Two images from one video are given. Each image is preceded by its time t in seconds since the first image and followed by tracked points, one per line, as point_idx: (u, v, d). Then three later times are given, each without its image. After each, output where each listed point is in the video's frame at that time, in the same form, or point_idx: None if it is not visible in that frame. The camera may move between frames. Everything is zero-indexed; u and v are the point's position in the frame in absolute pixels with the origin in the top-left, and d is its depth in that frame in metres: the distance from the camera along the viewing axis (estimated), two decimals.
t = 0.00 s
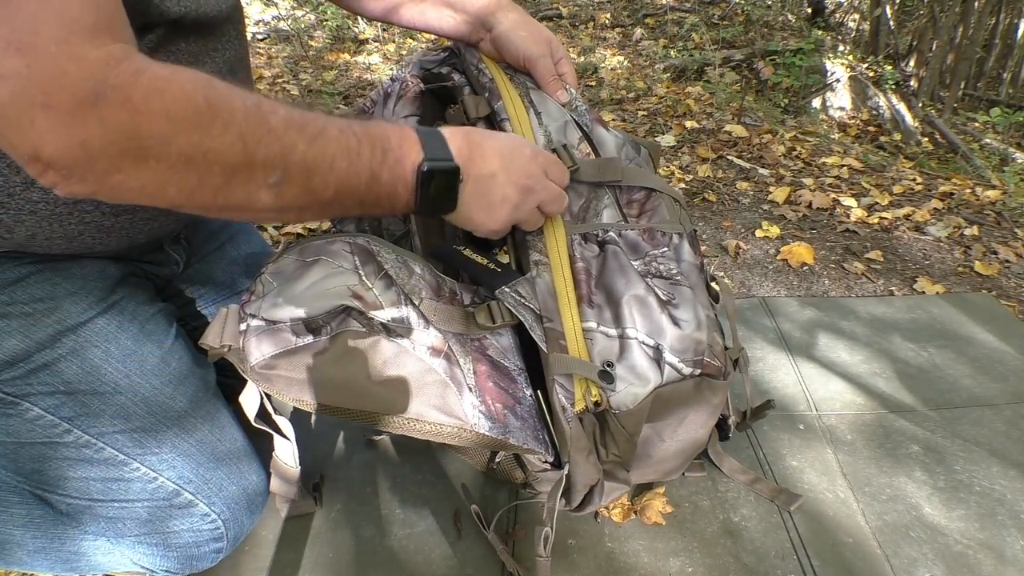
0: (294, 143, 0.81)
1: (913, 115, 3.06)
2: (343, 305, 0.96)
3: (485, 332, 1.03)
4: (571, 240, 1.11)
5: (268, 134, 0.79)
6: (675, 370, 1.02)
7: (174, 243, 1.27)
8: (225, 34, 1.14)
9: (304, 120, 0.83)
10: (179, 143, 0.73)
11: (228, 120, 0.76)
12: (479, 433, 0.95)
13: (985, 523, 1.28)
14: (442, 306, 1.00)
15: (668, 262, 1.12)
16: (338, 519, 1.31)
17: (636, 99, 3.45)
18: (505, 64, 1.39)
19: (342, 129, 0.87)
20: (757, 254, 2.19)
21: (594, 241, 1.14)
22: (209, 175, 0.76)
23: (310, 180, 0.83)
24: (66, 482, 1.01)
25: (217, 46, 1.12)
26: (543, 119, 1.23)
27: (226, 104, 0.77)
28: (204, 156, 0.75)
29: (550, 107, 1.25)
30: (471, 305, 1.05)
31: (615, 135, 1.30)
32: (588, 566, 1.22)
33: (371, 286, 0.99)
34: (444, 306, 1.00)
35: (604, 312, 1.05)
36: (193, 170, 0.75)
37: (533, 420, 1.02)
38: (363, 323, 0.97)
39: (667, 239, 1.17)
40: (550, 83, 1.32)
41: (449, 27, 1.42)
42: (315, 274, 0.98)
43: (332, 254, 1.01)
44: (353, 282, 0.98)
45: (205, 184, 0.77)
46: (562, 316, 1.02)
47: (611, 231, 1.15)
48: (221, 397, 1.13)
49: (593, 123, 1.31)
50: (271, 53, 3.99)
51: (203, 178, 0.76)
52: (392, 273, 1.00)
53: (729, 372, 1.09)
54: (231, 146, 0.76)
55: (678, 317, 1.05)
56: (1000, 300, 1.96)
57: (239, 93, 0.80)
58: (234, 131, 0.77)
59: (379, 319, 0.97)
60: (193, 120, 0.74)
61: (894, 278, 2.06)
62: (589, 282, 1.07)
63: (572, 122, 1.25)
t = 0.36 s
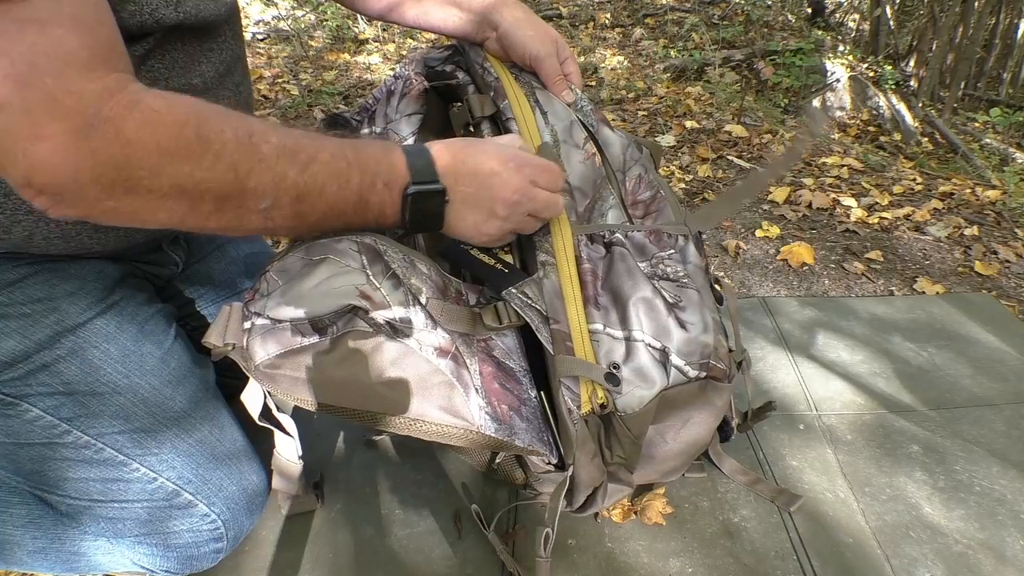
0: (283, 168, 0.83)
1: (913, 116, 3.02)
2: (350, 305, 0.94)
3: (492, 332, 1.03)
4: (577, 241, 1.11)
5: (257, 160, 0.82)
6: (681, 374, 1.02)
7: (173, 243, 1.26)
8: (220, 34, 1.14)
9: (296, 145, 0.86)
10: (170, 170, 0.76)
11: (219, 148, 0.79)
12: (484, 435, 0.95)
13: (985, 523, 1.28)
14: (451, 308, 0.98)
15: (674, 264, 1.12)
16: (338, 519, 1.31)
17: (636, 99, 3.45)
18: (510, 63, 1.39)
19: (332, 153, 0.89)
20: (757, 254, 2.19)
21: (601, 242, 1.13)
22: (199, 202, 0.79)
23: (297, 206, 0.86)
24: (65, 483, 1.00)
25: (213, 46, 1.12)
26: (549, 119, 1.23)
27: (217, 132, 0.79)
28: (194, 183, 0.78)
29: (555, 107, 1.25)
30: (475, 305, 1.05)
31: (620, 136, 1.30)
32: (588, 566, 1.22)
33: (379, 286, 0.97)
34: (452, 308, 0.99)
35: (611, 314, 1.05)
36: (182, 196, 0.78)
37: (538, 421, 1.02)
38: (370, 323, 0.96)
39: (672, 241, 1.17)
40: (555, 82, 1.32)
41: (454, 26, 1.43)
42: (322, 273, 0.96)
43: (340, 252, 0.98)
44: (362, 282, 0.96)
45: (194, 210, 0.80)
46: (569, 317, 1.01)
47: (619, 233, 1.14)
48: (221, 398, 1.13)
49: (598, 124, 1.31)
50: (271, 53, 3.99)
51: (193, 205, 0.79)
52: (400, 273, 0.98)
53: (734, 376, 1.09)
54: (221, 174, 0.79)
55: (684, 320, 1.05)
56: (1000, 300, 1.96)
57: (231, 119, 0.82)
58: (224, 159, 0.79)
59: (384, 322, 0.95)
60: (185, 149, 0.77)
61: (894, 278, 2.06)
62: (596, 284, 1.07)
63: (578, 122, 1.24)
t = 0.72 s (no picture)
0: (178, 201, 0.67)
1: (913, 115, 3.05)
2: (343, 308, 0.95)
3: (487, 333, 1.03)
4: (572, 241, 1.10)
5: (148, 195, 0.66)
6: (677, 373, 1.02)
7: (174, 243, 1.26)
8: (222, 34, 1.13)
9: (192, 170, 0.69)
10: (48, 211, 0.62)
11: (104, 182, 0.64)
12: (481, 436, 0.95)
13: (985, 523, 1.28)
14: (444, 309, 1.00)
15: (669, 263, 1.12)
16: (338, 519, 1.31)
17: (636, 99, 3.45)
18: (505, 61, 1.39)
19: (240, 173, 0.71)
20: (757, 254, 2.19)
21: (596, 242, 1.13)
22: (60, 251, 0.63)
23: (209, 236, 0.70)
24: (66, 483, 1.00)
25: (214, 47, 1.11)
26: (545, 119, 1.23)
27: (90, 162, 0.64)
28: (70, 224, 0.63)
29: (551, 107, 1.25)
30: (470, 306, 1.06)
31: (617, 136, 1.30)
32: (588, 565, 1.22)
33: (371, 289, 0.98)
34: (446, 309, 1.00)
35: (605, 314, 1.05)
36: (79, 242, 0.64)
37: (535, 421, 1.02)
38: (364, 325, 0.96)
39: (667, 240, 1.17)
40: (550, 81, 1.32)
41: (454, 23, 1.41)
42: (314, 278, 0.97)
43: (332, 258, 1.00)
44: (354, 285, 0.97)
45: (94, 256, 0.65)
46: (563, 317, 1.01)
47: (613, 232, 1.14)
48: (221, 398, 1.13)
49: (595, 124, 1.31)
50: (271, 53, 3.99)
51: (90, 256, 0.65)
52: (392, 276, 1.01)
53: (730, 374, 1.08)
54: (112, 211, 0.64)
55: (679, 319, 1.05)
56: (1000, 300, 1.96)
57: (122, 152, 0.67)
58: (116, 190, 0.65)
59: (377, 322, 0.95)
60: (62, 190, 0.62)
61: (894, 278, 2.06)
62: (591, 283, 1.07)
63: (573, 121, 1.25)
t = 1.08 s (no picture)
0: (179, 304, 0.55)
1: (913, 115, 3.05)
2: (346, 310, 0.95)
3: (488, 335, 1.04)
4: (575, 243, 1.09)
5: (137, 288, 0.53)
6: (680, 377, 1.02)
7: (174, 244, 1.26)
8: (215, 33, 1.13)
9: (225, 272, 0.56)
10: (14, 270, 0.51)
11: (99, 258, 0.52)
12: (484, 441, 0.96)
13: (985, 524, 1.28)
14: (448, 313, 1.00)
15: (673, 265, 1.10)
16: (338, 519, 1.31)
17: (636, 99, 3.46)
18: (506, 60, 1.39)
19: (278, 289, 0.58)
20: (757, 254, 2.19)
21: (599, 244, 1.11)
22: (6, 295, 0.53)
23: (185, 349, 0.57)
24: (66, 485, 0.96)
25: (207, 47, 1.10)
26: (545, 118, 1.23)
27: (98, 233, 0.52)
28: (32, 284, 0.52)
29: (553, 106, 1.26)
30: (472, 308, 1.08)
31: (619, 136, 1.30)
32: (588, 566, 1.22)
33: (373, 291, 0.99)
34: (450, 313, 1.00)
35: (608, 317, 1.04)
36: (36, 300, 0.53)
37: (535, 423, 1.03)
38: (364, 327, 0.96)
39: (670, 243, 1.15)
40: (551, 80, 1.31)
41: (455, 21, 1.41)
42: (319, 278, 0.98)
43: (335, 258, 1.00)
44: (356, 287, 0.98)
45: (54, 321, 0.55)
46: (564, 318, 1.01)
47: (615, 234, 1.12)
48: (218, 397, 1.11)
49: (597, 123, 1.31)
50: (271, 53, 3.99)
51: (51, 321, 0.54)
52: (395, 277, 1.02)
53: (732, 376, 1.10)
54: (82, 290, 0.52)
55: (682, 323, 1.04)
56: (1000, 300, 1.96)
57: (162, 222, 0.55)
58: (94, 269, 0.52)
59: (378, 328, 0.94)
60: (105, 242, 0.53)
61: (894, 278, 2.06)
62: (593, 286, 1.06)
63: (575, 121, 1.25)
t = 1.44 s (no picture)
0: (214, 316, 0.60)
1: (913, 115, 3.05)
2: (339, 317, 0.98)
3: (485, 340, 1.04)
4: (575, 245, 1.09)
5: (173, 305, 0.59)
6: (678, 381, 1.03)
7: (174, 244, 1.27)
8: (218, 37, 1.13)
9: (249, 288, 0.63)
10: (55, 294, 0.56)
11: (138, 281, 0.58)
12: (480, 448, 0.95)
13: (985, 523, 1.28)
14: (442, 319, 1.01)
15: (673, 269, 1.10)
16: (338, 519, 1.31)
17: (636, 99, 3.46)
18: (509, 60, 1.39)
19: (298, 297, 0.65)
20: (756, 254, 2.19)
21: (599, 247, 1.11)
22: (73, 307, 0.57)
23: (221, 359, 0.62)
24: (65, 484, 0.95)
25: (211, 52, 1.11)
26: (549, 119, 1.23)
27: (136, 255, 0.58)
28: (71, 309, 0.56)
29: (556, 106, 1.25)
30: (471, 312, 1.07)
31: (622, 137, 1.29)
32: (588, 566, 1.22)
33: (367, 297, 1.00)
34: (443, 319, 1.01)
35: (608, 320, 1.04)
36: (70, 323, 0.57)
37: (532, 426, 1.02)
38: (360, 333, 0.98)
39: (671, 245, 1.15)
40: (556, 81, 1.32)
41: (454, 22, 1.44)
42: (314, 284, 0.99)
43: (330, 263, 1.01)
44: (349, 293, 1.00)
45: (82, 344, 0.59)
46: (564, 321, 1.01)
47: (616, 237, 1.12)
48: (218, 398, 1.09)
49: (600, 124, 1.30)
50: (271, 53, 3.99)
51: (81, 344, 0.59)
52: (388, 283, 1.02)
53: (733, 380, 1.10)
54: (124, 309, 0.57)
55: (682, 327, 1.04)
56: (1000, 300, 1.96)
57: (187, 244, 0.62)
58: (136, 291, 0.58)
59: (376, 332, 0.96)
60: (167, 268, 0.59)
61: (894, 278, 2.06)
62: (593, 289, 1.06)
63: (578, 122, 1.24)
